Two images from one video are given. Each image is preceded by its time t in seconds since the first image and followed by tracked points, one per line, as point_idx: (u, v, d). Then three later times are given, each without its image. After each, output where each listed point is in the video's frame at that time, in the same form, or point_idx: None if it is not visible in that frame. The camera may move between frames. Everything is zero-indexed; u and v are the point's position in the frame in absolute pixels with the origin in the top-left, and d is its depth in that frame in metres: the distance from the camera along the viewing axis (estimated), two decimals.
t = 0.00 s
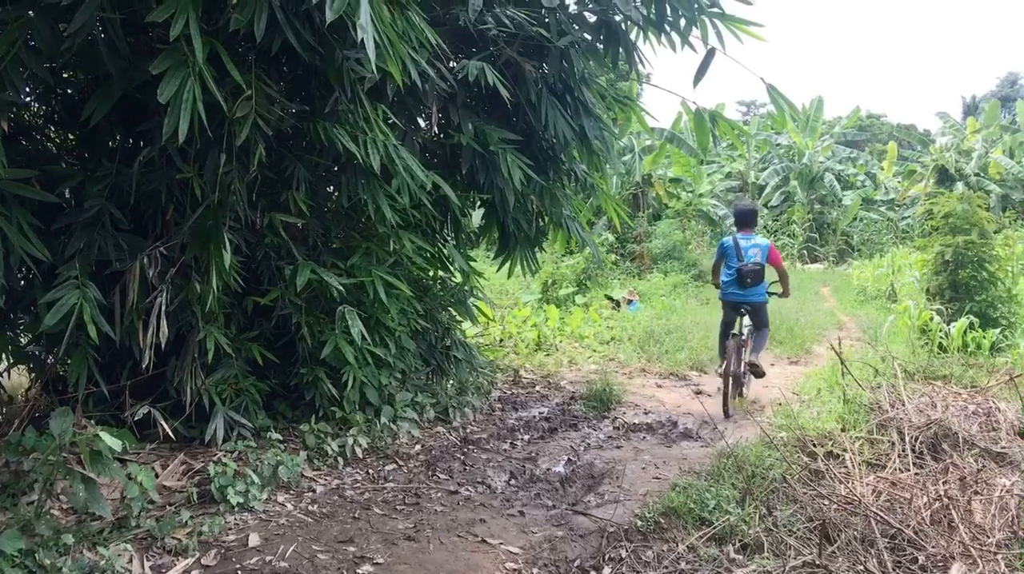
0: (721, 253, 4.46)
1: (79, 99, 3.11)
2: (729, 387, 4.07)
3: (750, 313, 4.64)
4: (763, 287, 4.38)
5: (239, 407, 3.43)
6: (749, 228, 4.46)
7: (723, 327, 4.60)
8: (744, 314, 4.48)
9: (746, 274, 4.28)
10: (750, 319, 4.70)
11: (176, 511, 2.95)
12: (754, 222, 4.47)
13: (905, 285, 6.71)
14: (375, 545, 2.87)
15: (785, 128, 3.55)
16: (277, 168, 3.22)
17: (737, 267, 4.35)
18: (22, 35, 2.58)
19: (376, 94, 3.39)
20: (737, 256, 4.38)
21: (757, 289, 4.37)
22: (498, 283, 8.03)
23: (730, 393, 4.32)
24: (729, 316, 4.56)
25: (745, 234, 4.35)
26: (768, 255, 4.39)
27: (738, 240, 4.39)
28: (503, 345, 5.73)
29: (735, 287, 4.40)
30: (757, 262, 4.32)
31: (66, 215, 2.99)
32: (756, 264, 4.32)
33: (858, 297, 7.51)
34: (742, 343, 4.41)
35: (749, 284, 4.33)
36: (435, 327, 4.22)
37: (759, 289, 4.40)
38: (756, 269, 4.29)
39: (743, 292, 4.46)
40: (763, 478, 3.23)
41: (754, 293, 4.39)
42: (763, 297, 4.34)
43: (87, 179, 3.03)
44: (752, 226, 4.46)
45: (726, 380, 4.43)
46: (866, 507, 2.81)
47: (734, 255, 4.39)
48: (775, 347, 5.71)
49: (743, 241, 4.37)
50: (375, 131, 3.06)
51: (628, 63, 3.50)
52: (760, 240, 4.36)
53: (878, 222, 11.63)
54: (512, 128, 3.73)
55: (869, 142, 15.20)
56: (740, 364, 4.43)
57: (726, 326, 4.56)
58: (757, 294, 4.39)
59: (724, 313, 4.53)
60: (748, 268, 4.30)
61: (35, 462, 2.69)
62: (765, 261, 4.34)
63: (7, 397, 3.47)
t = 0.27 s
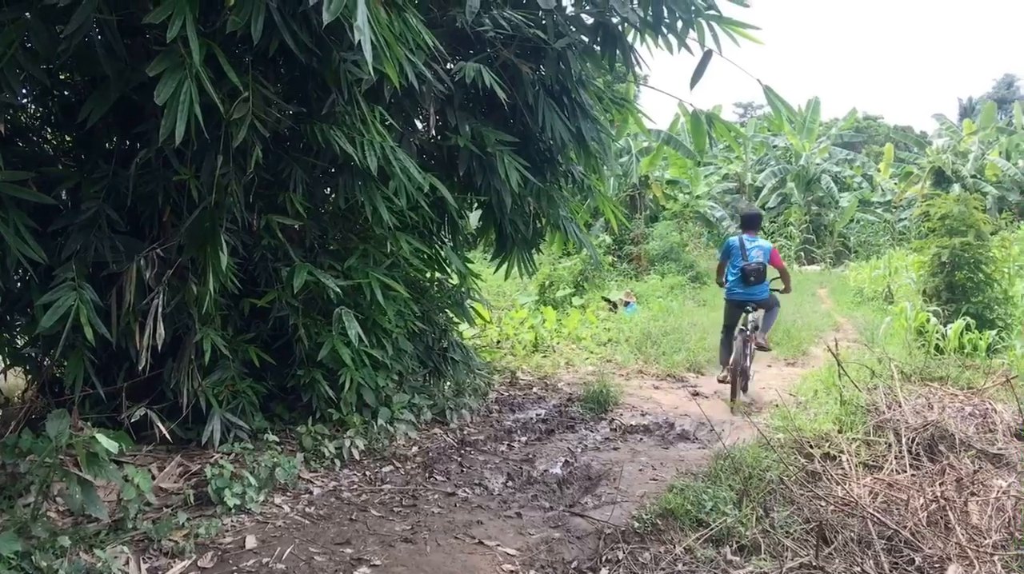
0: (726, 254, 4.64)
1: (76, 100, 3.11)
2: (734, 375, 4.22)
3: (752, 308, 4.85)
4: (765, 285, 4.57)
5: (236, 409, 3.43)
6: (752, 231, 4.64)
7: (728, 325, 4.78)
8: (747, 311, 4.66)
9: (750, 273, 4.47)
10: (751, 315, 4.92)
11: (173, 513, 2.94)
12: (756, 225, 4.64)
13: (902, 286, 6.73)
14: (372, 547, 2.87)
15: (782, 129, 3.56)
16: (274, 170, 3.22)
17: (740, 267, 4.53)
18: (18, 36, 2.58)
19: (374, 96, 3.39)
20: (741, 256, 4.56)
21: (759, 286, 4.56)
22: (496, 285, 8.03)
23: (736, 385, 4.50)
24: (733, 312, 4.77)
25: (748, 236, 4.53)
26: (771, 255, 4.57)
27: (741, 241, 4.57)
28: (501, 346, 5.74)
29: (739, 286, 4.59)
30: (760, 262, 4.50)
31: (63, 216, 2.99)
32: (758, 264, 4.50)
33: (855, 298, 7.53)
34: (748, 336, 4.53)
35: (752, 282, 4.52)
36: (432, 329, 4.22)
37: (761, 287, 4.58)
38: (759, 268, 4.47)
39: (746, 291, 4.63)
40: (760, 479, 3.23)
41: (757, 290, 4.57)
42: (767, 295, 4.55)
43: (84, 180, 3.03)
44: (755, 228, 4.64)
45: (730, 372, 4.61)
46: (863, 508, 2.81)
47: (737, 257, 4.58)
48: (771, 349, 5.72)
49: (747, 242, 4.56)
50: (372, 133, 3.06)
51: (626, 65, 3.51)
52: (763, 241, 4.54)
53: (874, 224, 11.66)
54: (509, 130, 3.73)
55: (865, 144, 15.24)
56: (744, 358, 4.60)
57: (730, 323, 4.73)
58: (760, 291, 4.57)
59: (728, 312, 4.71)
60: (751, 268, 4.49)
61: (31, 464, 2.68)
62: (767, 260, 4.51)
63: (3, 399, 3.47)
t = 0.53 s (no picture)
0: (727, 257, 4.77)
1: (69, 101, 3.10)
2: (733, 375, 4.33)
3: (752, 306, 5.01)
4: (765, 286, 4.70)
5: (230, 410, 3.42)
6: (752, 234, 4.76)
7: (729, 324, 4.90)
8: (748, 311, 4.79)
9: (751, 275, 4.60)
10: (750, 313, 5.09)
11: (166, 514, 2.94)
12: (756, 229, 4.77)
13: (896, 287, 6.75)
14: (366, 548, 2.87)
15: (776, 130, 3.56)
16: (268, 170, 3.22)
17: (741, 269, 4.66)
18: (10, 36, 2.57)
19: (368, 96, 3.38)
20: (741, 259, 4.69)
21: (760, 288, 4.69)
22: (490, 286, 8.03)
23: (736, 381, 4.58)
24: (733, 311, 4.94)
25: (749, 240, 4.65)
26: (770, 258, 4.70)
27: (742, 244, 4.70)
28: (495, 347, 5.74)
29: (739, 287, 4.72)
30: (760, 264, 4.63)
31: (56, 217, 2.98)
32: (759, 267, 4.64)
33: (848, 299, 7.55)
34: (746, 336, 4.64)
35: (752, 283, 4.65)
36: (427, 330, 4.22)
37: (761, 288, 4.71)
38: (758, 270, 4.61)
39: (747, 292, 4.76)
40: (753, 480, 3.23)
41: (757, 291, 4.70)
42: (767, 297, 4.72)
43: (77, 181, 3.02)
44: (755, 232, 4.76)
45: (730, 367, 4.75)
46: (856, 508, 2.82)
47: (738, 260, 4.73)
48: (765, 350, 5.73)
49: (747, 246, 4.71)
50: (366, 134, 3.06)
51: (620, 66, 3.51)
52: (762, 245, 4.67)
53: (868, 225, 11.70)
54: (504, 131, 3.73)
55: (859, 145, 15.30)
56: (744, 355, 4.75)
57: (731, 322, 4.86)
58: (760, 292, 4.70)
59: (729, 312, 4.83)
60: (751, 270, 4.63)
61: (23, 465, 2.66)
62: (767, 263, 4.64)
63: None
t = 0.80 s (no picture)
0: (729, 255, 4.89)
1: (58, 101, 3.08)
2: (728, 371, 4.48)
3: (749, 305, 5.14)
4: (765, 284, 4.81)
5: (220, 411, 3.41)
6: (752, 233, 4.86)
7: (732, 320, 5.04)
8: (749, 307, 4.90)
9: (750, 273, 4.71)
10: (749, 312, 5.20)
11: (156, 515, 2.93)
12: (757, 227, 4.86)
13: (887, 287, 6.78)
14: (357, 549, 2.86)
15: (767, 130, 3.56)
16: (259, 170, 3.21)
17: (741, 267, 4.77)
18: None
19: (359, 96, 3.38)
20: (742, 257, 4.80)
21: (760, 285, 4.80)
22: (482, 287, 8.03)
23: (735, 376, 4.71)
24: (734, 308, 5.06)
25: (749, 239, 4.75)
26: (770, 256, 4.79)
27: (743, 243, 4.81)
28: (487, 347, 5.74)
29: (740, 284, 4.83)
30: (759, 262, 4.74)
31: (45, 217, 2.97)
32: (758, 264, 4.74)
33: (840, 298, 7.58)
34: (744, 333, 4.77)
35: (753, 281, 4.76)
36: (419, 331, 4.22)
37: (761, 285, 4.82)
38: (758, 268, 4.71)
39: (748, 289, 4.87)
40: (745, 480, 3.23)
41: (757, 288, 4.81)
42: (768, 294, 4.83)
43: (66, 181, 3.00)
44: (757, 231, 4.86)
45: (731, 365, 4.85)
46: (847, 508, 2.83)
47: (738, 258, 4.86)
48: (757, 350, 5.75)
49: (748, 244, 4.81)
50: (357, 134, 3.05)
51: (611, 66, 3.51)
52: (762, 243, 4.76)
53: (860, 225, 11.76)
54: (495, 131, 3.73)
55: (851, 145, 15.37)
56: (742, 350, 4.85)
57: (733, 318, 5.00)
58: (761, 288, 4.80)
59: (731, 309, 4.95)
60: (752, 267, 4.73)
61: (13, 467, 2.63)
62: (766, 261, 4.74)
63: None
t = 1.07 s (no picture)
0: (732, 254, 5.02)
1: (49, 101, 3.08)
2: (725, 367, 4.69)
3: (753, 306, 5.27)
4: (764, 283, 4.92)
5: (212, 412, 3.40)
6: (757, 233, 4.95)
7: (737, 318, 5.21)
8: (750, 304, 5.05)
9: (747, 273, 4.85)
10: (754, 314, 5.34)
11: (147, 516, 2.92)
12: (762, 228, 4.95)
13: (878, 288, 6.82)
14: (349, 550, 2.86)
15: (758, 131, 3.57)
16: (250, 170, 3.20)
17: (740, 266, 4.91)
18: None
19: (351, 97, 3.38)
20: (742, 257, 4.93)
21: (758, 284, 4.92)
22: (475, 287, 8.03)
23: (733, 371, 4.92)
24: (737, 307, 5.20)
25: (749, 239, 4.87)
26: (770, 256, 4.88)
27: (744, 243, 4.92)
28: (480, 347, 5.74)
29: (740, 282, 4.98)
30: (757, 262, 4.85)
31: (35, 217, 2.96)
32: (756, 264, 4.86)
33: (831, 298, 7.62)
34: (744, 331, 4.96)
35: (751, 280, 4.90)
36: (411, 331, 4.22)
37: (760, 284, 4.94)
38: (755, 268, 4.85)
39: (749, 287, 5.00)
40: (736, 480, 3.23)
41: (757, 286, 4.94)
42: (767, 292, 4.94)
43: (57, 181, 2.99)
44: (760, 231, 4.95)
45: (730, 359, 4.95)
46: (838, 508, 2.84)
47: (741, 258, 5.01)
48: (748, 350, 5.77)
49: (750, 244, 4.91)
50: (349, 134, 3.05)
51: (603, 67, 3.51)
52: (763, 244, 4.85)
53: (851, 226, 11.81)
54: (488, 131, 3.74)
55: (843, 146, 15.44)
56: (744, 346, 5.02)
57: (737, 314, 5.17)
58: (760, 287, 4.93)
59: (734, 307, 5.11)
60: (750, 267, 4.87)
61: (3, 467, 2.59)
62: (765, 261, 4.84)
63: None
